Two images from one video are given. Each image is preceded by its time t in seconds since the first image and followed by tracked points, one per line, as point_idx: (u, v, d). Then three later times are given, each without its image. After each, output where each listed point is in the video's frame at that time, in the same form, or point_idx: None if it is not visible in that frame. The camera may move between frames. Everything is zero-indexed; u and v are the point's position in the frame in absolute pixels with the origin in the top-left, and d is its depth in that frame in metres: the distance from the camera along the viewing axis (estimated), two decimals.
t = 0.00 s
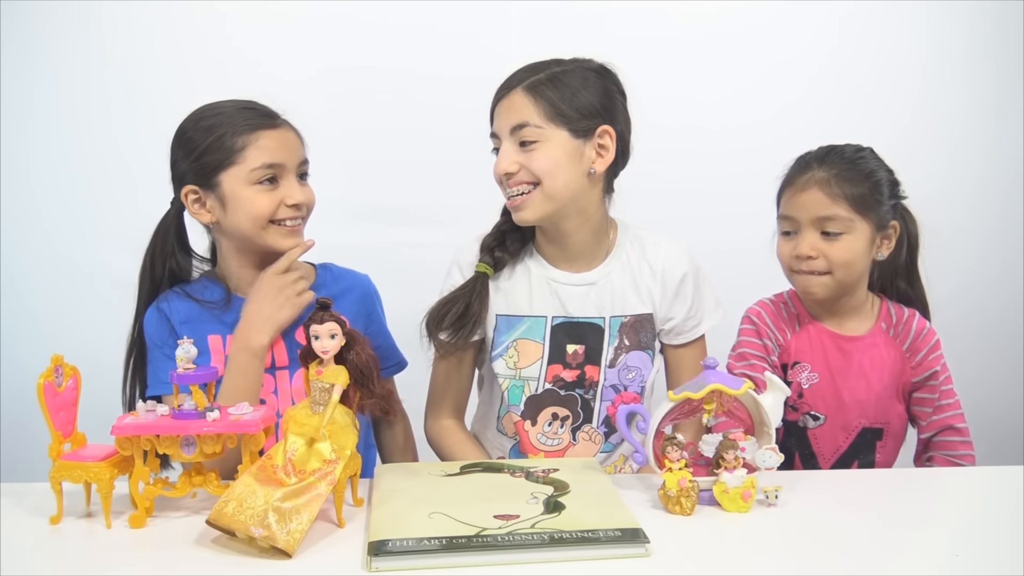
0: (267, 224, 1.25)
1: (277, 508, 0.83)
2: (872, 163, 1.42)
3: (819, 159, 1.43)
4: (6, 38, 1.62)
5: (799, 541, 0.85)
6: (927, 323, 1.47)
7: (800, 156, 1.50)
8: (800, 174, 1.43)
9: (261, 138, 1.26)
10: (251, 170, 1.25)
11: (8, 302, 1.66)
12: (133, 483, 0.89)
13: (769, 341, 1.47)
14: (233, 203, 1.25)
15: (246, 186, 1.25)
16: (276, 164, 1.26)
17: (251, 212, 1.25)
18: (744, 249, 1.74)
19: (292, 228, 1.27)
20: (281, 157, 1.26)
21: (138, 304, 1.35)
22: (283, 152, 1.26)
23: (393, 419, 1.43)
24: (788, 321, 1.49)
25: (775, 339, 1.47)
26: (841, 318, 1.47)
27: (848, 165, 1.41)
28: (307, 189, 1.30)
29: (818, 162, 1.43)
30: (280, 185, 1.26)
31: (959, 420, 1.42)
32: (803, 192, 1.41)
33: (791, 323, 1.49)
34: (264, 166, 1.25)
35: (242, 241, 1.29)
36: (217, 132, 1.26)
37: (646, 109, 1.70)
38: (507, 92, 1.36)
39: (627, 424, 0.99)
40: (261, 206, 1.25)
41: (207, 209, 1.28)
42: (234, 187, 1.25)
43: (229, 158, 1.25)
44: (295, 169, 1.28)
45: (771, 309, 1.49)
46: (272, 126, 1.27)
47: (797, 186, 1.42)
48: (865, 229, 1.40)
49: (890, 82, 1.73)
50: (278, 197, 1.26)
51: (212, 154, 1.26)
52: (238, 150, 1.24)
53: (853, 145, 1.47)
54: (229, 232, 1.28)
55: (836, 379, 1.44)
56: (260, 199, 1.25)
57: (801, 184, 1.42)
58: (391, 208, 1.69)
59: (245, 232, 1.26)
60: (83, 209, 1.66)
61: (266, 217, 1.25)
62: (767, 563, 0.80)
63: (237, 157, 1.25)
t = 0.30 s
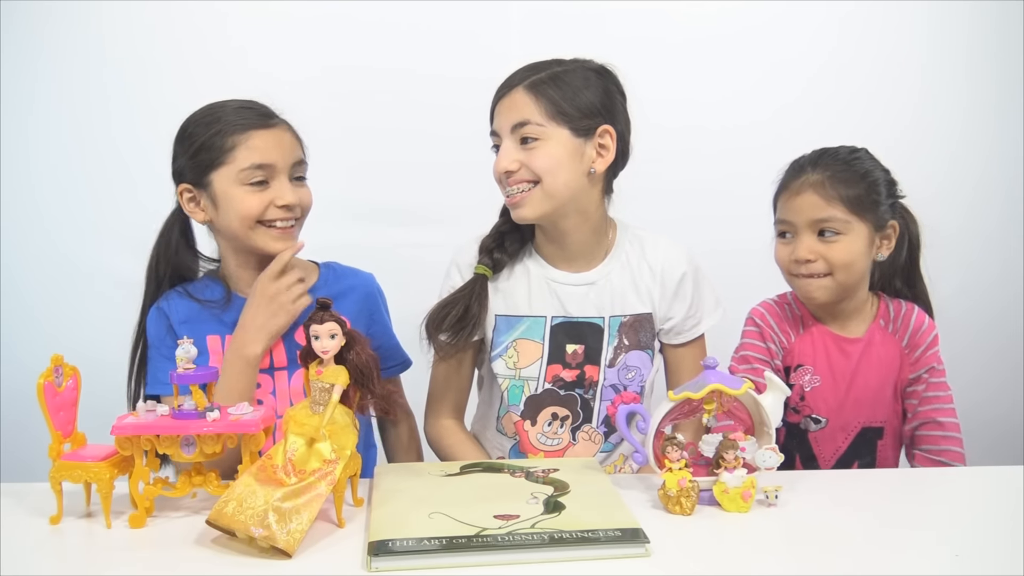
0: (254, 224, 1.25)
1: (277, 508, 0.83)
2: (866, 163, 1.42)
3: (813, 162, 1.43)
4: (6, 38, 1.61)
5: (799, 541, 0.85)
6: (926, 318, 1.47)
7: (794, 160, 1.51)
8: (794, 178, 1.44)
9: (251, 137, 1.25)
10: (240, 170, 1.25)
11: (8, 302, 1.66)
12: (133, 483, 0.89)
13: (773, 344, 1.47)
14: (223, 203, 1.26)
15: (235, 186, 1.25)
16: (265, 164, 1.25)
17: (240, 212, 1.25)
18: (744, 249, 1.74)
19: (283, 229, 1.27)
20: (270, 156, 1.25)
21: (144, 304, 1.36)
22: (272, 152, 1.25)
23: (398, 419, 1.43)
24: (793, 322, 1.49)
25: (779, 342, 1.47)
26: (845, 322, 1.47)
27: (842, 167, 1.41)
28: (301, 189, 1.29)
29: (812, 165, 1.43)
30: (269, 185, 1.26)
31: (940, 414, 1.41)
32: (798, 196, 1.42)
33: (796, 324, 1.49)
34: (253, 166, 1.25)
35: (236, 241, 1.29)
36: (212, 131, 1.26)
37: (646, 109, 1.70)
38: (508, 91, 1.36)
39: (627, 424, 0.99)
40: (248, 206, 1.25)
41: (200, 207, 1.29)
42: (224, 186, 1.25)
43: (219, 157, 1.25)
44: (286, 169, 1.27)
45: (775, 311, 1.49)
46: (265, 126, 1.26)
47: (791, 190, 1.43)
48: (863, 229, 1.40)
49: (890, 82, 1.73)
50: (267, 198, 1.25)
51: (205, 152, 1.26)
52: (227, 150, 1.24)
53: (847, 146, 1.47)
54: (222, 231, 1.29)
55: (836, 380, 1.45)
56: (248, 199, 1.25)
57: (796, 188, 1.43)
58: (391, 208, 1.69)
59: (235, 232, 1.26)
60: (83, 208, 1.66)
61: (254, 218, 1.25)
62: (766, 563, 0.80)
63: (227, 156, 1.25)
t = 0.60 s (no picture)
0: (247, 226, 1.27)
1: (277, 508, 0.83)
2: (870, 166, 1.43)
3: (809, 167, 1.43)
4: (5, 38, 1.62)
5: (799, 541, 0.85)
6: (927, 312, 1.46)
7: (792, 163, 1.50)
8: (790, 183, 1.43)
9: (250, 140, 1.25)
10: (234, 171, 1.25)
11: (8, 302, 1.65)
12: (133, 483, 0.89)
13: (774, 347, 1.47)
14: (223, 201, 1.28)
15: (231, 185, 1.26)
16: (257, 168, 1.24)
17: (233, 213, 1.27)
18: (744, 249, 1.74)
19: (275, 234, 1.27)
20: (263, 161, 1.24)
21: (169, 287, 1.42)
22: (266, 157, 1.24)
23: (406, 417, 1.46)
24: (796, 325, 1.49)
25: (781, 345, 1.48)
26: (848, 323, 1.46)
27: (840, 172, 1.41)
28: (299, 196, 1.27)
29: (808, 171, 1.42)
30: (262, 190, 1.25)
31: (926, 416, 1.41)
32: (793, 203, 1.42)
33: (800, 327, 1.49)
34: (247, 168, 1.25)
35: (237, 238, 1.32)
36: (221, 128, 1.27)
37: (646, 109, 1.70)
38: (507, 91, 1.36)
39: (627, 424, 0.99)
40: (241, 209, 1.26)
41: (210, 198, 1.32)
42: (223, 184, 1.27)
43: (222, 155, 1.26)
44: (281, 174, 1.25)
45: (776, 314, 1.50)
46: (267, 130, 1.24)
47: (787, 195, 1.43)
48: (858, 238, 1.41)
49: (890, 82, 1.73)
50: (258, 203, 1.25)
51: (214, 148, 1.27)
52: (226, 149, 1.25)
53: (849, 148, 1.47)
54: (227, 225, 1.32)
55: (835, 381, 1.45)
56: (240, 201, 1.26)
57: (791, 194, 1.42)
58: (391, 209, 1.69)
59: (233, 230, 1.29)
60: (82, 208, 1.66)
61: (246, 220, 1.26)
62: (766, 563, 0.80)
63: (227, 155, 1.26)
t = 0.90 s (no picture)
0: (281, 227, 1.26)
1: (277, 508, 0.83)
2: (870, 170, 1.42)
3: (806, 172, 1.42)
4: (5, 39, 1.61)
5: (799, 541, 0.85)
6: (927, 315, 1.44)
7: (790, 166, 1.49)
8: (787, 188, 1.42)
9: (286, 139, 1.25)
10: (271, 170, 1.24)
11: (8, 302, 1.66)
12: (133, 483, 0.89)
13: (773, 355, 1.44)
14: (247, 203, 1.26)
15: (263, 185, 1.25)
16: (296, 166, 1.25)
17: (266, 213, 1.25)
18: (744, 249, 1.74)
19: (308, 235, 1.27)
20: (303, 159, 1.26)
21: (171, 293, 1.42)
22: (305, 157, 1.26)
23: (401, 418, 1.46)
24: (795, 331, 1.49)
25: (780, 353, 1.46)
26: (846, 331, 1.46)
27: (838, 176, 1.40)
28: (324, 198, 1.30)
29: (806, 176, 1.42)
30: (298, 190, 1.26)
31: (921, 424, 1.40)
32: (790, 208, 1.40)
33: (798, 332, 1.49)
34: (283, 166, 1.25)
35: (255, 240, 1.30)
36: (241, 130, 1.26)
37: (646, 109, 1.70)
38: (510, 91, 1.36)
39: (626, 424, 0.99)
40: (275, 209, 1.25)
41: (224, 203, 1.30)
42: (251, 184, 1.25)
43: (251, 155, 1.25)
44: (315, 173, 1.28)
45: (775, 320, 1.48)
46: (300, 131, 1.26)
47: (784, 201, 1.42)
48: (855, 245, 1.39)
49: (891, 81, 1.73)
50: (295, 202, 1.26)
51: (235, 149, 1.26)
52: (261, 149, 1.24)
53: (850, 152, 1.47)
54: (243, 228, 1.29)
55: (833, 390, 1.45)
56: (276, 202, 1.25)
57: (788, 199, 1.41)
58: (392, 208, 1.69)
59: (259, 232, 1.27)
60: (82, 208, 1.66)
61: (281, 221, 1.26)
62: (767, 563, 0.80)
63: (260, 155, 1.25)
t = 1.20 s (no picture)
0: (282, 226, 1.25)
1: (277, 508, 0.83)
2: (871, 173, 1.42)
3: (807, 175, 1.42)
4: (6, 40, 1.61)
5: (798, 542, 0.85)
6: (931, 318, 1.44)
7: (790, 168, 1.49)
8: (787, 192, 1.42)
9: (287, 139, 1.26)
10: (272, 169, 1.25)
11: (8, 303, 1.66)
12: (133, 483, 0.89)
13: (775, 360, 1.44)
14: (249, 204, 1.26)
15: (264, 184, 1.25)
16: (297, 165, 1.25)
17: (268, 212, 1.25)
18: (744, 249, 1.74)
19: (309, 234, 1.27)
20: (305, 158, 1.26)
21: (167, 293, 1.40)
22: (307, 156, 1.26)
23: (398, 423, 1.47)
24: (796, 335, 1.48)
25: (781, 357, 1.45)
26: (846, 336, 1.46)
27: (839, 179, 1.40)
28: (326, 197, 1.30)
29: (806, 179, 1.41)
30: (299, 189, 1.26)
31: (922, 428, 1.40)
32: (790, 212, 1.39)
33: (798, 336, 1.48)
34: (284, 166, 1.25)
35: (258, 241, 1.29)
36: (242, 131, 1.26)
37: (647, 109, 1.70)
38: (509, 93, 1.36)
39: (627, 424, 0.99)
40: (276, 209, 1.25)
41: (225, 203, 1.29)
42: (253, 183, 1.25)
43: (251, 155, 1.25)
44: (316, 174, 1.28)
45: (776, 324, 1.47)
46: (302, 131, 1.27)
47: (784, 204, 1.41)
48: (857, 249, 1.39)
49: (891, 81, 1.73)
50: (297, 201, 1.26)
51: (236, 150, 1.26)
52: (263, 148, 1.24)
53: (850, 155, 1.47)
54: (246, 228, 1.29)
55: (835, 394, 1.44)
56: (278, 201, 1.25)
57: (789, 203, 1.40)
58: (392, 209, 1.69)
59: (261, 232, 1.26)
60: (81, 208, 1.66)
61: (283, 220, 1.25)
62: (767, 563, 0.80)
63: (261, 155, 1.25)
